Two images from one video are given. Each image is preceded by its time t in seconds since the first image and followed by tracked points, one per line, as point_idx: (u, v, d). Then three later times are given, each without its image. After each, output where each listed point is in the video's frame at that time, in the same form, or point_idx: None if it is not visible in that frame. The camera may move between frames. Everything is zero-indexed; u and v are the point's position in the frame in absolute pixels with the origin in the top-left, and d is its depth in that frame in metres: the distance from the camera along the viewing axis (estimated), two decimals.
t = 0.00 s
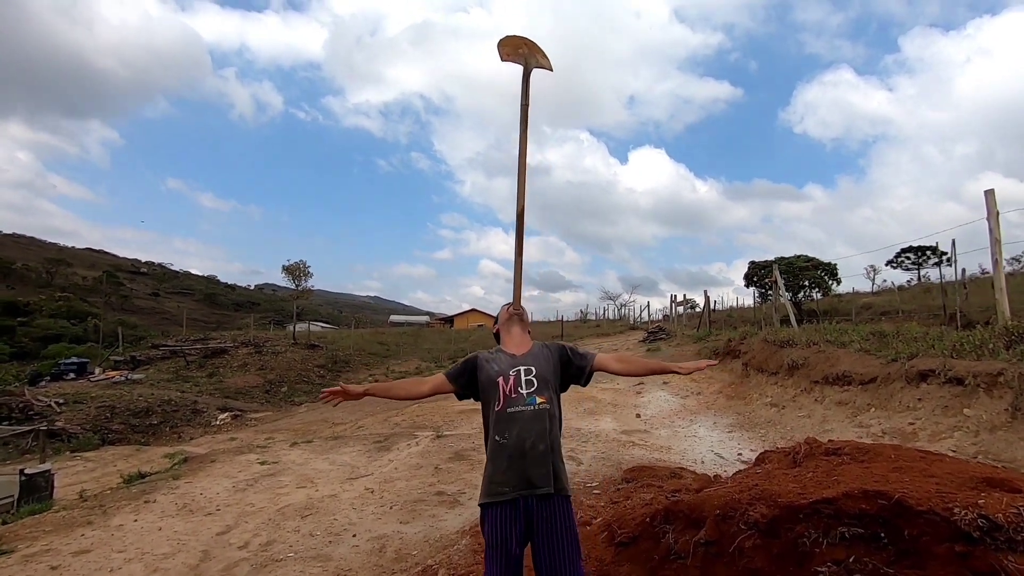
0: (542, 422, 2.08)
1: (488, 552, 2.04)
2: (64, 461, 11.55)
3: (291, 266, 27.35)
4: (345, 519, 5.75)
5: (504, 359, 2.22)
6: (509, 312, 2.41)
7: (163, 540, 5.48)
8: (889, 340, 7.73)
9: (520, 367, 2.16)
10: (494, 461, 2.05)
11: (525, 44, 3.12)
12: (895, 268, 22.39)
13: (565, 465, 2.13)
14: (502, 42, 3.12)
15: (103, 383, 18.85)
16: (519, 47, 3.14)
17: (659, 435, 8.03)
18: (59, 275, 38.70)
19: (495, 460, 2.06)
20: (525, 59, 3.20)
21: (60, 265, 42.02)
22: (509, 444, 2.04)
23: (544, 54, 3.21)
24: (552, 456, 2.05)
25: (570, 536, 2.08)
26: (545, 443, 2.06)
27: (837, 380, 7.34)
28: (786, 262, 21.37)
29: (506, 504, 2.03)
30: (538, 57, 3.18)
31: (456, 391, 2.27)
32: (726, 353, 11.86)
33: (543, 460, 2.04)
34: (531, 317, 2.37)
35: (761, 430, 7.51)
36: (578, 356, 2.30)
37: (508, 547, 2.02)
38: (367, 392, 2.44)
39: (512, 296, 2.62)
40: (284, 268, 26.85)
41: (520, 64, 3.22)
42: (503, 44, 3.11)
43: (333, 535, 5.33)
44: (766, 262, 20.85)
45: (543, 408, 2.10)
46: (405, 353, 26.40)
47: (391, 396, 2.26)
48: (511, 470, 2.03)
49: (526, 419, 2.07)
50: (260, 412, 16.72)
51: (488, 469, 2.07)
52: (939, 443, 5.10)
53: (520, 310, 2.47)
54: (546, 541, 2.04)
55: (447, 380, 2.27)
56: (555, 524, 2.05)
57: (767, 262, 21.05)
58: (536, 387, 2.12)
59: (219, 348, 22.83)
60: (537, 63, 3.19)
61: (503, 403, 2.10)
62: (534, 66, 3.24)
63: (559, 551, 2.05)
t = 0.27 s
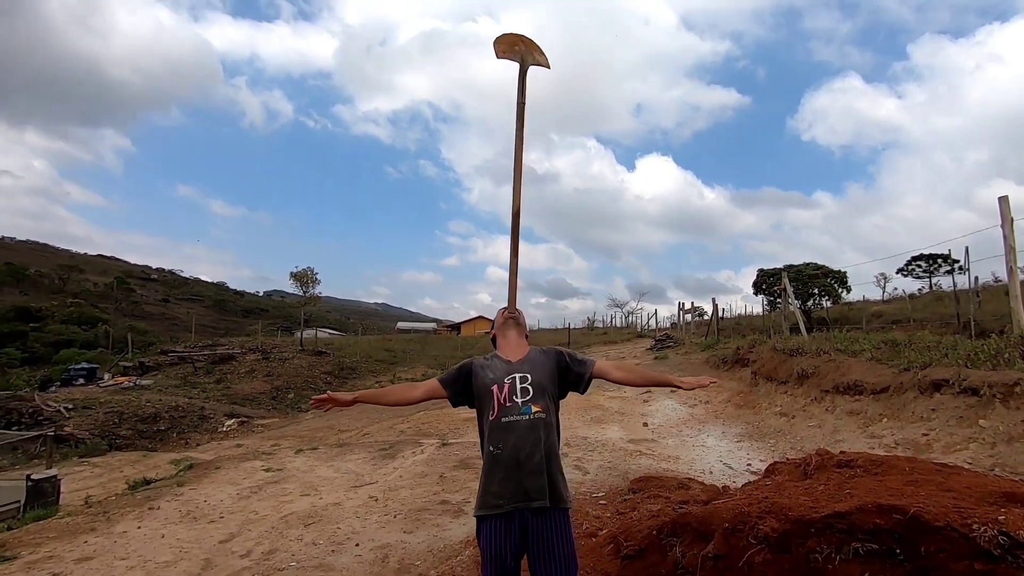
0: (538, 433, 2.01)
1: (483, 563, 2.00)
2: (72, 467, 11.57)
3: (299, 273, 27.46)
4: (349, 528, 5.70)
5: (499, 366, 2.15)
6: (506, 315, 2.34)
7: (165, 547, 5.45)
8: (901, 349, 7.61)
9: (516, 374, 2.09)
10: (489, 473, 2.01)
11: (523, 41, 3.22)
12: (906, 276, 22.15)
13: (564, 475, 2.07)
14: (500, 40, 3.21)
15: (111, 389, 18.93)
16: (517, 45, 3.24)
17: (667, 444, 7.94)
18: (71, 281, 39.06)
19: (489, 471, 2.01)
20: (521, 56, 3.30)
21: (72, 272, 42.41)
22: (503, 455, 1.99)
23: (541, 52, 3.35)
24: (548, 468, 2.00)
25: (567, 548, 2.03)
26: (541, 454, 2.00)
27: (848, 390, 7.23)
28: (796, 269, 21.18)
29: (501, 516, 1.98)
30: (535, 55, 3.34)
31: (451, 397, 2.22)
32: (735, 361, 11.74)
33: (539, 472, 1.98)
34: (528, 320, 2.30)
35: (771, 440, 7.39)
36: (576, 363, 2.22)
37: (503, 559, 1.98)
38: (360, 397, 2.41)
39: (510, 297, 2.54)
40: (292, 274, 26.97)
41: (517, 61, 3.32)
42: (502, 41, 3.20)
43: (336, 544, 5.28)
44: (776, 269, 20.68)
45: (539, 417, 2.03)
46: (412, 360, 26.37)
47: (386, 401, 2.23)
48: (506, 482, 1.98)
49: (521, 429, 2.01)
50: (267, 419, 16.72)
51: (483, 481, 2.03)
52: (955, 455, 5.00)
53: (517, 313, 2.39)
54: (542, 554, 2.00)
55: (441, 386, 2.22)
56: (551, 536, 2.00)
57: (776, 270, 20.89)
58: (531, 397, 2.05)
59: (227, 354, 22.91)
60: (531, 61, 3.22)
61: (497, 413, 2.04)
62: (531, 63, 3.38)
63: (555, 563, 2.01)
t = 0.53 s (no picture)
0: (537, 437, 1.97)
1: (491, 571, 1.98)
2: (86, 469, 11.67)
3: (311, 277, 27.62)
4: (357, 533, 5.66)
5: (493, 369, 2.10)
6: (498, 315, 2.28)
7: (174, 551, 5.45)
8: (919, 354, 7.45)
9: (510, 377, 2.03)
10: (491, 481, 1.97)
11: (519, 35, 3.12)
12: (922, 281, 21.81)
13: (569, 478, 2.02)
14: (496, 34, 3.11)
15: (126, 392, 19.13)
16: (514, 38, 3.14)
17: (678, 450, 7.83)
18: (88, 285, 39.62)
19: (492, 479, 1.98)
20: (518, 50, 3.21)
21: (90, 276, 43.03)
22: (503, 462, 1.96)
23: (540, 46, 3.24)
24: (550, 471, 1.95)
25: (576, 550, 1.99)
26: (542, 458, 1.95)
27: (864, 397, 7.08)
28: (810, 274, 20.92)
29: (505, 524, 1.95)
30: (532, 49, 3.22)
31: (447, 405, 2.17)
32: (747, 367, 11.59)
33: (541, 477, 1.94)
34: (520, 318, 2.23)
35: (785, 447, 7.27)
36: (574, 361, 2.15)
37: (511, 566, 1.95)
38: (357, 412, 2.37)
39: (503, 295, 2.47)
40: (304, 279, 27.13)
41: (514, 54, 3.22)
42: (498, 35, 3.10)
43: (343, 549, 5.25)
44: (789, 274, 20.44)
45: (537, 420, 1.98)
46: (423, 364, 26.38)
47: (383, 415, 2.20)
48: (508, 489, 1.94)
49: (519, 434, 1.97)
50: (279, 423, 16.78)
51: (486, 489, 1.99)
52: (975, 464, 4.89)
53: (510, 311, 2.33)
54: (551, 559, 1.97)
55: (437, 394, 2.18)
56: (558, 540, 1.97)
57: (789, 274, 20.66)
58: (527, 400, 2.00)
59: (240, 358, 23.06)
60: (535, 53, 3.06)
61: (495, 419, 2.00)
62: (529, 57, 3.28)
63: (565, 567, 1.97)
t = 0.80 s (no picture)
0: (544, 439, 1.94)
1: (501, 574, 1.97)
2: (100, 470, 11.80)
3: (323, 281, 27.79)
4: (366, 536, 5.66)
5: (499, 370, 2.07)
6: (503, 314, 2.26)
7: (186, 552, 5.48)
8: (936, 358, 7.33)
9: (515, 378, 2.01)
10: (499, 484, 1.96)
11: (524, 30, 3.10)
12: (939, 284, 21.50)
13: (579, 480, 1.99)
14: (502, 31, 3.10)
15: (141, 394, 19.34)
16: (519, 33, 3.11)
17: (690, 455, 7.75)
18: (106, 288, 40.18)
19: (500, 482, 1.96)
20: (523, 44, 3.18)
21: (107, 280, 43.65)
22: (511, 465, 1.94)
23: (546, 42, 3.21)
24: (557, 473, 1.93)
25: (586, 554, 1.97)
26: (550, 461, 1.93)
27: (880, 401, 6.97)
28: (824, 277, 20.69)
29: (514, 529, 1.93)
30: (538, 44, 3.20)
31: (454, 407, 2.15)
32: (760, 370, 11.47)
33: (549, 480, 1.92)
34: (525, 316, 2.21)
35: (799, 452, 7.17)
36: (581, 360, 2.11)
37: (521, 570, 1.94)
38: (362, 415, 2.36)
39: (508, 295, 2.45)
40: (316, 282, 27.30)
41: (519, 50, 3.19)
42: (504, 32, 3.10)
43: (353, 552, 5.25)
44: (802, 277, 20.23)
45: (544, 422, 1.96)
46: (434, 367, 26.42)
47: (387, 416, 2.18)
48: (516, 492, 1.93)
49: (526, 436, 1.94)
50: (290, 425, 16.86)
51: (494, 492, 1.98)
52: (995, 470, 4.85)
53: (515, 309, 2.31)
54: (561, 562, 1.95)
55: (442, 396, 2.16)
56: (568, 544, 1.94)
57: (803, 277, 20.44)
58: (534, 401, 1.97)
59: (253, 361, 23.22)
60: (540, 46, 3.02)
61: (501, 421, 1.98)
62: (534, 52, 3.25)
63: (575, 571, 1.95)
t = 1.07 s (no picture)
0: (558, 447, 1.92)
1: None
2: (118, 470, 11.95)
3: (336, 282, 27.97)
4: (377, 537, 5.67)
5: (514, 374, 2.05)
6: (520, 316, 2.24)
7: (199, 551, 5.53)
8: (955, 359, 7.20)
9: (531, 383, 1.99)
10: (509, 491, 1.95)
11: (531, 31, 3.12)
12: (957, 284, 21.17)
13: (591, 491, 1.97)
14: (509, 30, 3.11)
15: (158, 395, 19.59)
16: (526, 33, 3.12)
17: (703, 456, 7.69)
18: (124, 291, 40.80)
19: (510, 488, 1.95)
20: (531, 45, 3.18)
21: (125, 283, 44.32)
22: (522, 472, 1.93)
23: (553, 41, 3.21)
24: (569, 484, 1.91)
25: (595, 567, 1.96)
26: (562, 470, 1.91)
27: (897, 403, 6.85)
28: (839, 276, 20.44)
29: (523, 538, 1.92)
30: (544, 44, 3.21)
31: (466, 408, 2.14)
32: (775, 372, 11.35)
33: (560, 490, 1.90)
34: (542, 320, 2.19)
35: (814, 454, 7.08)
36: (599, 368, 2.08)
37: None
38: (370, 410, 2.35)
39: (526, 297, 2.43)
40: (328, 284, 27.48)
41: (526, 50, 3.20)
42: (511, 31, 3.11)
43: (364, 552, 5.26)
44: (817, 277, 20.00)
45: (558, 429, 1.94)
46: (446, 369, 26.47)
47: (397, 414, 2.16)
48: (526, 501, 1.92)
49: (540, 444, 1.92)
50: (304, 426, 16.97)
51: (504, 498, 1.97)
52: (1016, 472, 4.78)
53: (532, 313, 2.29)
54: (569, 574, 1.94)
55: (455, 396, 2.14)
56: (577, 556, 1.93)
57: (818, 277, 20.21)
58: (549, 407, 1.95)
59: (267, 362, 23.42)
60: (547, 43, 3.02)
61: (514, 426, 1.96)
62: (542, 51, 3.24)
63: None
